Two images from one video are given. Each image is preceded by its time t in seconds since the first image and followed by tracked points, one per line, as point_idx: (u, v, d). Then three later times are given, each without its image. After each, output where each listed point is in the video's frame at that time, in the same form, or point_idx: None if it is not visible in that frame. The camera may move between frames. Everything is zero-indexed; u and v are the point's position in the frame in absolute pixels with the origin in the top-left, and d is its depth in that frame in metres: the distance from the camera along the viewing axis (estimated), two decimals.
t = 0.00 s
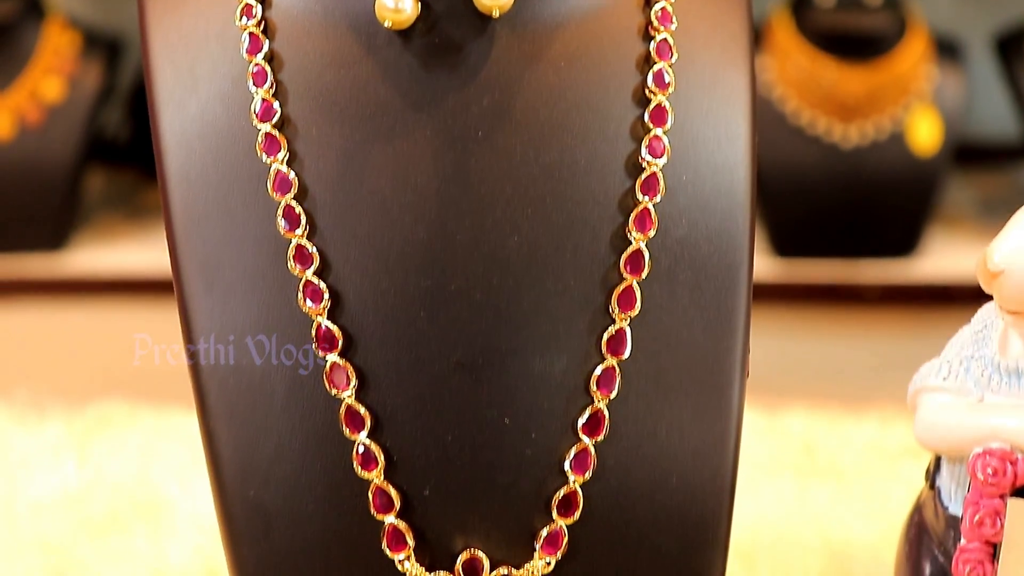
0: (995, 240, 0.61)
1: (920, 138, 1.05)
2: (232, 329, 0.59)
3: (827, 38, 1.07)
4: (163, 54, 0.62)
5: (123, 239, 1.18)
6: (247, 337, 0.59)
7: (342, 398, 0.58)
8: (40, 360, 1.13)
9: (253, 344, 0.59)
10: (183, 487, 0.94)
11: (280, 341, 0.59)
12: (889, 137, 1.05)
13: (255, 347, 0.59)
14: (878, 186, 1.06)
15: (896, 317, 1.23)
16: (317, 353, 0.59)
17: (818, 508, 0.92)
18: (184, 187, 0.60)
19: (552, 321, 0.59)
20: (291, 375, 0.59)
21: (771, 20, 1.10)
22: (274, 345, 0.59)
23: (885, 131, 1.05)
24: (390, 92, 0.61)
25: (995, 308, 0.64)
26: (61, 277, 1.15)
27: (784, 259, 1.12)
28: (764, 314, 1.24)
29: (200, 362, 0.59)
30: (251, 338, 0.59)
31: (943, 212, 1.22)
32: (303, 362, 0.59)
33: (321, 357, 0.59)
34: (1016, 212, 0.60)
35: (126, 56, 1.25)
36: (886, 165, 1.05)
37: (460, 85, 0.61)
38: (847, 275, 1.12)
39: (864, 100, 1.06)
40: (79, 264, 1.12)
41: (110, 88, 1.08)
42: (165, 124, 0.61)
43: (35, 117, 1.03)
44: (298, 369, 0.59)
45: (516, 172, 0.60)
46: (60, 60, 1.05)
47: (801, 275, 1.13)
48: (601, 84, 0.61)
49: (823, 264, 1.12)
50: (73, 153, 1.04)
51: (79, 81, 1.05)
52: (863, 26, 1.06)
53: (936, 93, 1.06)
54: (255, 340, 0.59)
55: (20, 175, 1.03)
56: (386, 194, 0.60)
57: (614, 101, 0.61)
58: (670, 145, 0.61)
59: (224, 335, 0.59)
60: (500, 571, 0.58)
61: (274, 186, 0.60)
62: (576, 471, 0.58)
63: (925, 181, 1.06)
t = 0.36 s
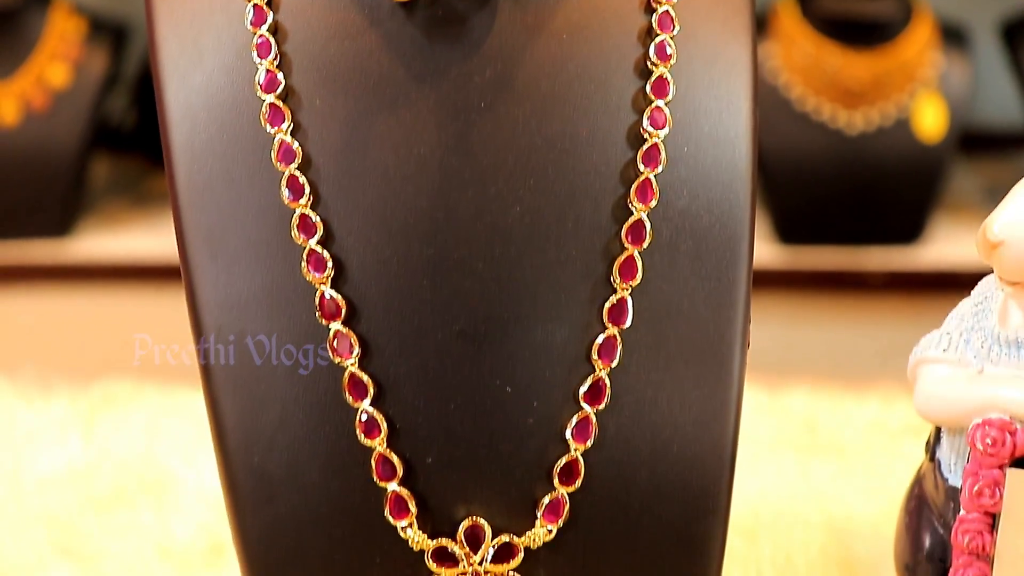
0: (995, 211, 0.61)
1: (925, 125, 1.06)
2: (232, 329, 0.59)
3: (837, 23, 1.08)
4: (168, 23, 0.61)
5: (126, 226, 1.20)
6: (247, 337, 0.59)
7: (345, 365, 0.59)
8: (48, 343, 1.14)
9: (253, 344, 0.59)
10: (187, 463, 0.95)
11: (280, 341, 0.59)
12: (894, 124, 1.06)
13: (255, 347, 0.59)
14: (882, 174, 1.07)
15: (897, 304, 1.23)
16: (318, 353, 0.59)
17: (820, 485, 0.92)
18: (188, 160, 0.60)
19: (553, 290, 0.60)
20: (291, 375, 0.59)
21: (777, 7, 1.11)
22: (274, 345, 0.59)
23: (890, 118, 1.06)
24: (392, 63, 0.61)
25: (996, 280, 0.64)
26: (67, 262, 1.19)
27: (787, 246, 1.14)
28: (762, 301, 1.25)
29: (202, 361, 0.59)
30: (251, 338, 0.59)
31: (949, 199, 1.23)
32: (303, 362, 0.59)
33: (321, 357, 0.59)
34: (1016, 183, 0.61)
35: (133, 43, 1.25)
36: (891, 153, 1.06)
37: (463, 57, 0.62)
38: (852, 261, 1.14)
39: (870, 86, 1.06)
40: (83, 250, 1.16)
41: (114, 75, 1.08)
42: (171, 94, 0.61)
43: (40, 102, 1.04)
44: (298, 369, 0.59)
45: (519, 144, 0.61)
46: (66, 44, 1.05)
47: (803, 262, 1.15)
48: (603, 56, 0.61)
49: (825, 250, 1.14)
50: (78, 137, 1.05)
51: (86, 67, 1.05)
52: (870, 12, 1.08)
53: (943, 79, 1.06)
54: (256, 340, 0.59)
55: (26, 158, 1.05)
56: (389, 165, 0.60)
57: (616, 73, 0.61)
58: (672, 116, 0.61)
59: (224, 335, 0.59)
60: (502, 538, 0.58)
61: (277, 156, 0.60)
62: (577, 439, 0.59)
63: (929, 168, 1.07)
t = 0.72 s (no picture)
0: (996, 179, 0.61)
1: (930, 112, 1.06)
2: (232, 329, 0.59)
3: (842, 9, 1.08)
4: None
5: (133, 213, 1.21)
6: (247, 337, 0.59)
7: (348, 332, 0.59)
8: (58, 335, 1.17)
9: (253, 344, 0.59)
10: (192, 439, 0.95)
11: (280, 341, 0.59)
12: (899, 108, 1.06)
13: (255, 347, 0.59)
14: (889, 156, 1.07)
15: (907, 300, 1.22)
16: (318, 353, 0.59)
17: (822, 459, 0.92)
18: (192, 128, 0.60)
19: (556, 257, 0.60)
20: (291, 374, 0.59)
21: None
22: (274, 345, 0.59)
23: (895, 102, 1.07)
24: (395, 31, 0.62)
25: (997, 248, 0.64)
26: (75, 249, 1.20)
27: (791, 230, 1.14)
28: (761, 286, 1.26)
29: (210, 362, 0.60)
30: (251, 338, 0.59)
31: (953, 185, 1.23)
32: (303, 362, 0.59)
33: (322, 357, 0.59)
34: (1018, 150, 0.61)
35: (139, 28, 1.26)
36: (899, 136, 1.07)
37: (465, 27, 0.62)
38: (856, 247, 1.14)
39: (876, 71, 1.07)
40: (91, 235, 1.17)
41: (119, 62, 1.09)
42: (174, 64, 0.60)
43: (46, 89, 1.05)
44: (298, 368, 0.59)
45: (522, 111, 0.61)
46: (70, 30, 1.06)
47: (809, 246, 1.16)
48: (605, 26, 0.62)
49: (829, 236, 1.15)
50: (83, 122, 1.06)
51: (90, 52, 1.06)
52: None
53: (947, 63, 1.07)
54: (256, 340, 0.59)
55: (33, 145, 1.06)
56: (392, 133, 0.61)
57: (618, 41, 0.61)
58: (674, 84, 0.61)
59: (224, 335, 0.59)
60: (505, 503, 0.59)
61: (281, 124, 0.60)
62: (579, 405, 0.59)
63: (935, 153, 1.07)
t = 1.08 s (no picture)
0: (1000, 146, 0.61)
1: (937, 93, 1.12)
2: (232, 329, 0.59)
3: None
4: None
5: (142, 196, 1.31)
6: (248, 337, 0.59)
7: (353, 298, 0.59)
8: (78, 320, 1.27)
9: (253, 343, 0.59)
10: (199, 413, 0.96)
11: (280, 341, 0.59)
12: (905, 92, 1.12)
13: (255, 347, 0.59)
14: (894, 141, 1.15)
15: (902, 284, 1.30)
16: (318, 353, 0.59)
17: (826, 433, 0.93)
18: (197, 97, 0.60)
19: (560, 224, 0.60)
20: (292, 374, 0.59)
21: None
22: (274, 345, 0.59)
23: (901, 85, 1.12)
24: None
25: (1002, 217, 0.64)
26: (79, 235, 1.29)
27: (795, 214, 1.23)
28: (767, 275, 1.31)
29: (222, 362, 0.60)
30: (251, 338, 0.59)
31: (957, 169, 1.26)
32: (303, 362, 0.59)
33: (322, 357, 0.59)
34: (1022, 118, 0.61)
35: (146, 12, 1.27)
36: (905, 122, 1.14)
37: None
38: (863, 230, 1.23)
39: (882, 55, 1.12)
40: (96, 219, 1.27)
41: (124, 45, 1.17)
42: (180, 32, 0.60)
43: (52, 72, 1.12)
44: (298, 369, 0.59)
45: (526, 79, 0.60)
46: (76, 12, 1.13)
47: (814, 231, 1.24)
48: None
49: (830, 219, 1.23)
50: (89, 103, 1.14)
51: (97, 36, 1.13)
52: None
53: (954, 47, 1.12)
54: (256, 340, 0.59)
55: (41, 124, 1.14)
56: (396, 101, 0.60)
57: (623, 9, 0.61)
58: (680, 52, 0.60)
59: (224, 336, 0.59)
60: (510, 470, 0.59)
61: (286, 92, 0.59)
62: (583, 371, 0.59)
63: (943, 136, 1.14)
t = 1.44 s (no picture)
0: (1005, 114, 0.61)
1: (943, 78, 1.17)
2: (235, 329, 0.60)
3: None
4: None
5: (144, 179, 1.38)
6: (248, 336, 0.60)
7: (358, 264, 0.59)
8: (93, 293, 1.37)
9: (253, 343, 0.60)
10: (204, 387, 0.96)
11: (281, 341, 0.60)
12: (912, 75, 1.17)
13: (255, 347, 0.60)
14: (900, 125, 1.20)
15: (901, 265, 1.41)
16: (318, 353, 0.60)
17: (831, 406, 0.93)
18: (202, 65, 0.59)
19: (565, 191, 0.60)
20: (292, 374, 0.60)
21: None
22: (274, 345, 0.60)
23: (907, 69, 1.17)
24: None
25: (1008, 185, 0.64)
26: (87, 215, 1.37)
27: (802, 199, 1.30)
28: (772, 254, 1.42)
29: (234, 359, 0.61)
30: (251, 338, 0.59)
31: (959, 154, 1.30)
32: (303, 362, 0.60)
33: (322, 356, 0.60)
34: None
35: None
36: (910, 106, 1.19)
37: None
38: (868, 213, 1.30)
39: (887, 39, 1.16)
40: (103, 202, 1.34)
41: (128, 30, 1.22)
42: None
43: (57, 55, 1.18)
44: (298, 369, 0.60)
45: (531, 47, 0.60)
46: None
47: (818, 215, 1.32)
48: None
49: (835, 204, 1.30)
50: (93, 84, 1.20)
51: (101, 19, 1.18)
52: None
53: (960, 32, 1.16)
54: (256, 340, 0.60)
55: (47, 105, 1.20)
56: (401, 67, 0.60)
57: None
58: (687, 18, 0.59)
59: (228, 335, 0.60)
60: (514, 437, 0.59)
61: (290, 60, 0.59)
62: (588, 338, 0.59)
63: (947, 121, 1.20)
